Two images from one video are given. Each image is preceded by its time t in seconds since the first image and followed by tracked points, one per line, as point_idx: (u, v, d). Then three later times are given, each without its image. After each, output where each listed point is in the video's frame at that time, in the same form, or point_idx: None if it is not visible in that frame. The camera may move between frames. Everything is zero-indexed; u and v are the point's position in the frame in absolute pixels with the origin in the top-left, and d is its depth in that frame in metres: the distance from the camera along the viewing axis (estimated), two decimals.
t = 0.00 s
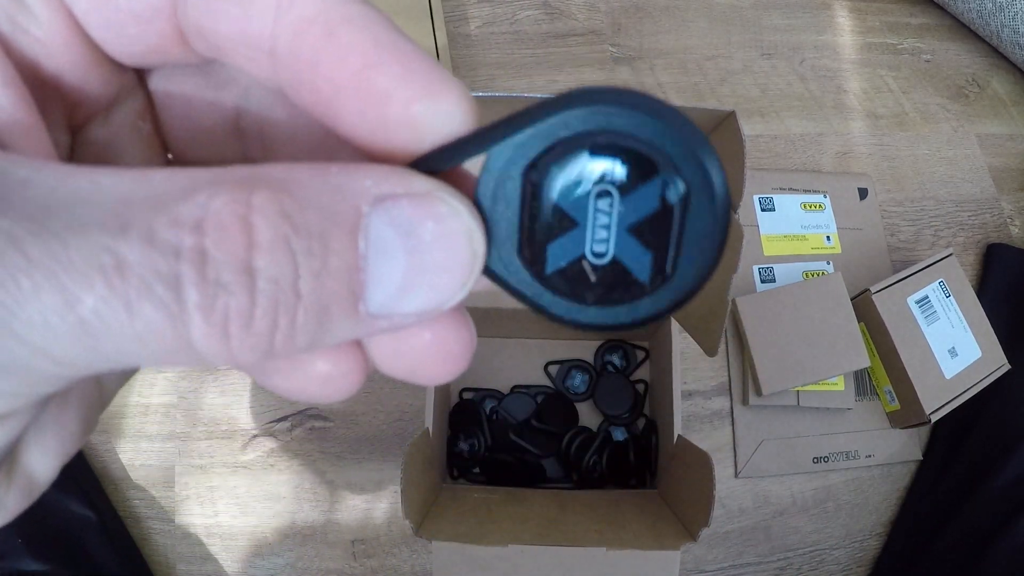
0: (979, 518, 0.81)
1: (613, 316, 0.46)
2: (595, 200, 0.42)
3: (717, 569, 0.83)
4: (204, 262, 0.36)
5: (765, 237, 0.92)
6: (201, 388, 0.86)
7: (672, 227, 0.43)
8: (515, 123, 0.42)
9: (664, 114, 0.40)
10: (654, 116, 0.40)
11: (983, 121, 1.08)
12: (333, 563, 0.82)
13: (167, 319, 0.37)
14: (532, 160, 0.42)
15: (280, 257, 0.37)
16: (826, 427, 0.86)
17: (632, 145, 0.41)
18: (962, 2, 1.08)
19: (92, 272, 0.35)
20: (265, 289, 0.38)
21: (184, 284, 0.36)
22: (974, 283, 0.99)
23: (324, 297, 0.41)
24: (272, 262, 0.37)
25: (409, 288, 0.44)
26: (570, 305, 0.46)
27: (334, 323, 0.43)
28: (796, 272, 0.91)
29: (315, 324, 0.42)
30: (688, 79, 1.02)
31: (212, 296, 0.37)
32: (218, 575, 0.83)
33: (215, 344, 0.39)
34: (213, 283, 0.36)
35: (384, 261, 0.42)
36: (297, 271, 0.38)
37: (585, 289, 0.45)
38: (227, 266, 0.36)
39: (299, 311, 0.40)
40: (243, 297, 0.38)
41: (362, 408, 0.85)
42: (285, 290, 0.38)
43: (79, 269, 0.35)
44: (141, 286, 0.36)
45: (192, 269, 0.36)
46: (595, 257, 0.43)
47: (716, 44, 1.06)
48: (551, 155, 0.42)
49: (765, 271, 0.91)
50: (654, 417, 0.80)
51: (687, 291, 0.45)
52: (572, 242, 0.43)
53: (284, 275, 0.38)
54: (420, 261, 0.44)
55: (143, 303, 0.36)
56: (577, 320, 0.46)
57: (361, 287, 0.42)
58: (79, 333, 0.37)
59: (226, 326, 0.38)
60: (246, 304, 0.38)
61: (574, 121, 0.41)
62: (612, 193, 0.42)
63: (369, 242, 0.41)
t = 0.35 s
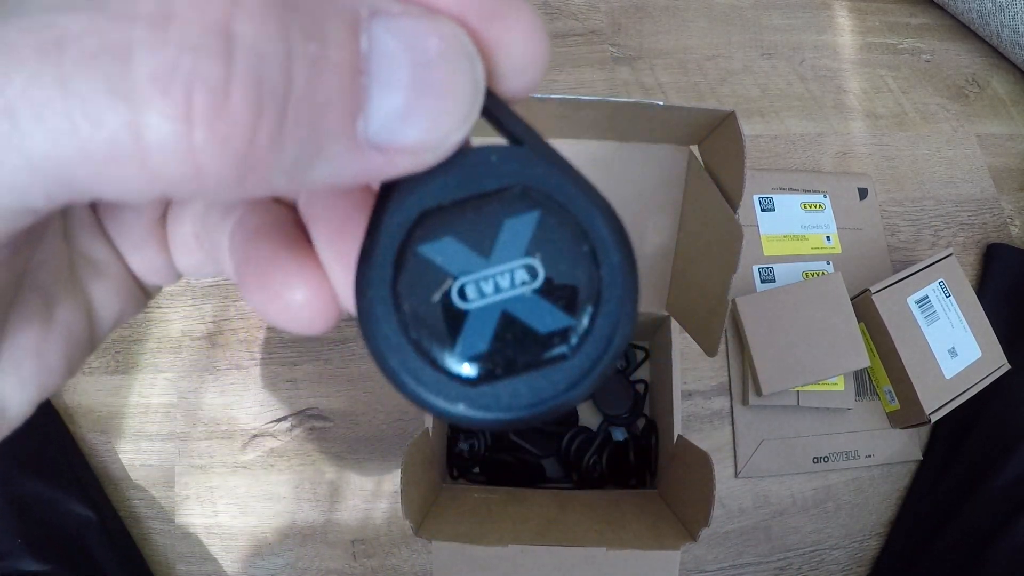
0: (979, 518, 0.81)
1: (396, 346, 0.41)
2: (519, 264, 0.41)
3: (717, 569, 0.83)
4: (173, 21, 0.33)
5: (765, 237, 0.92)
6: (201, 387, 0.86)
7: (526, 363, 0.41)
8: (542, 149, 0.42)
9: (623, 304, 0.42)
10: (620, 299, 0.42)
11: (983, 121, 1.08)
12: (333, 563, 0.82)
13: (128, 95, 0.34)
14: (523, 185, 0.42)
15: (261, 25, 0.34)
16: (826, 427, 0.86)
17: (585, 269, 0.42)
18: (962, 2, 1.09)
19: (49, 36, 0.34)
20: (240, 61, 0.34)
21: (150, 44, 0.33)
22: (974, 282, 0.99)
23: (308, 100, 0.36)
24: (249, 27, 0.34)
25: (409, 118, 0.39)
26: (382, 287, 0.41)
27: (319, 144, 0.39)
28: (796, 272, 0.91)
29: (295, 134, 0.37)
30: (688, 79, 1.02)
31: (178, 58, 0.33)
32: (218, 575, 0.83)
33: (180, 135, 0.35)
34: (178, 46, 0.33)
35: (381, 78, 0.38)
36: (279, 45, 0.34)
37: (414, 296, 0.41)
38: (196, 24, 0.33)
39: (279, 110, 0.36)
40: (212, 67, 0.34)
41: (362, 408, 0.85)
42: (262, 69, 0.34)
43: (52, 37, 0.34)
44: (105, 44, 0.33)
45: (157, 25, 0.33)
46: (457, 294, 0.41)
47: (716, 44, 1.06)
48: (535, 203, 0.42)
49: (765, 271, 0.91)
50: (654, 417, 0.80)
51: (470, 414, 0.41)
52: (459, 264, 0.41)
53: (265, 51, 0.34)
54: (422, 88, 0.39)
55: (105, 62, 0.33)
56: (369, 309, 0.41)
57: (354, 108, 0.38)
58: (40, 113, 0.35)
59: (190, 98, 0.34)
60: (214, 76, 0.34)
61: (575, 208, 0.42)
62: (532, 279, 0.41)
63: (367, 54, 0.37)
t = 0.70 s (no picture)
0: (979, 517, 0.81)
1: (428, 302, 0.40)
2: (562, 234, 0.41)
3: (717, 569, 0.83)
4: None
5: (764, 237, 0.92)
6: (202, 388, 0.86)
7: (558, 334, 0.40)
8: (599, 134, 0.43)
9: (649, 293, 0.42)
10: (647, 287, 0.42)
11: (983, 121, 1.08)
12: (332, 563, 0.82)
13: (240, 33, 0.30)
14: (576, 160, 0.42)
15: None
16: (826, 427, 0.86)
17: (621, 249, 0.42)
18: (962, 2, 1.09)
19: None
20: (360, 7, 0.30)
21: None
22: (974, 282, 0.99)
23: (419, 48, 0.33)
24: None
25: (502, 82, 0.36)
26: (419, 243, 0.40)
27: (419, 97, 0.36)
28: (796, 271, 0.91)
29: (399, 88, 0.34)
30: (688, 79, 1.02)
31: None
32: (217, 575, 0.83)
33: (290, 79, 0.31)
34: None
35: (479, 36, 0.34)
36: None
37: (453, 249, 0.40)
38: None
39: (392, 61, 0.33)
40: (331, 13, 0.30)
41: (362, 408, 0.85)
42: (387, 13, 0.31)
43: None
44: None
45: None
46: (501, 255, 0.40)
47: (716, 44, 1.06)
48: (586, 180, 0.42)
49: (765, 271, 0.91)
50: (654, 417, 0.80)
51: (499, 377, 0.40)
52: (504, 227, 0.40)
53: None
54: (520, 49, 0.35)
55: None
56: (403, 263, 0.40)
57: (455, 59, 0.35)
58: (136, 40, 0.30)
59: (306, 42, 0.30)
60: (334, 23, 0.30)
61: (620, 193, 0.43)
62: (573, 250, 0.41)
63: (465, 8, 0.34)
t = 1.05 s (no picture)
0: (978, 517, 0.81)
1: (456, 368, 0.40)
2: (597, 296, 0.40)
3: (717, 569, 0.83)
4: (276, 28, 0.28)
5: (764, 237, 0.92)
6: (202, 388, 0.86)
7: (588, 397, 0.41)
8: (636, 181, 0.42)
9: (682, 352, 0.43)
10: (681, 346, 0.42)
11: (983, 121, 1.08)
12: (333, 563, 0.82)
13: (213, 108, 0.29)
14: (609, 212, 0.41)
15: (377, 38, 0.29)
16: (825, 427, 0.86)
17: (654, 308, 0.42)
18: (963, 2, 1.08)
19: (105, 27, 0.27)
20: (350, 80, 0.29)
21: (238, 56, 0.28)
22: (974, 283, 0.99)
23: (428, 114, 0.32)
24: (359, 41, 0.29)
25: (535, 132, 0.34)
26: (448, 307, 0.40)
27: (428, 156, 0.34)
28: (796, 272, 0.91)
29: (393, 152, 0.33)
30: (688, 79, 1.02)
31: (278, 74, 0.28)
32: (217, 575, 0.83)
33: (269, 159, 0.32)
34: (275, 61, 0.28)
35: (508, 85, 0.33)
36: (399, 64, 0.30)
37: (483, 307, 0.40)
38: (297, 37, 0.28)
39: (389, 127, 0.32)
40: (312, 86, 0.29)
41: (362, 408, 0.85)
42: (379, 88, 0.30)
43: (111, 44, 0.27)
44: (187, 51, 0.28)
45: (249, 30, 0.28)
46: (531, 321, 0.39)
47: (716, 44, 1.06)
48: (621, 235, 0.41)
49: (765, 271, 0.91)
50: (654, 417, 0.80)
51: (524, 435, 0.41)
52: (537, 291, 0.39)
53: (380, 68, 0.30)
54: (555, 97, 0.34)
55: (187, 68, 0.28)
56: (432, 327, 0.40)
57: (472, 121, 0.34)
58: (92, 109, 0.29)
59: (288, 127, 0.30)
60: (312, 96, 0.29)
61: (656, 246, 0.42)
62: (608, 312, 0.40)
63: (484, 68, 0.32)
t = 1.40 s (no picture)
0: (979, 518, 0.81)
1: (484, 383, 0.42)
2: (620, 322, 0.40)
3: (717, 569, 0.83)
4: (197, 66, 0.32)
5: (764, 237, 0.92)
6: (202, 387, 0.86)
7: (604, 420, 0.42)
8: (679, 200, 0.39)
9: (713, 387, 0.42)
10: (713, 380, 0.42)
11: (983, 121, 1.08)
12: (333, 563, 0.82)
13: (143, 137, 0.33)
14: (630, 232, 0.40)
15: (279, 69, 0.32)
16: (826, 427, 0.86)
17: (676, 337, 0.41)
18: (963, 2, 1.08)
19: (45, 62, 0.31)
20: (259, 104, 0.33)
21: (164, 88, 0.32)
22: (974, 283, 0.98)
23: (347, 137, 0.33)
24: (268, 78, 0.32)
25: (483, 143, 0.33)
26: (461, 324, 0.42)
27: (357, 183, 0.35)
28: (796, 272, 0.92)
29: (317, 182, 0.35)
30: (688, 79, 1.03)
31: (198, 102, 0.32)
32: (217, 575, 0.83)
33: (192, 176, 0.34)
34: (193, 93, 0.32)
35: (444, 89, 0.31)
36: (306, 90, 0.32)
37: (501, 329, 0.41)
38: (212, 70, 0.32)
39: (304, 154, 0.34)
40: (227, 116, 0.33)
41: (362, 408, 0.85)
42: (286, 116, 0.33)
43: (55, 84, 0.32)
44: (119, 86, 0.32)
45: (169, 62, 0.32)
46: (542, 347, 0.41)
47: (716, 44, 1.06)
48: (647, 256, 0.40)
49: (765, 271, 0.91)
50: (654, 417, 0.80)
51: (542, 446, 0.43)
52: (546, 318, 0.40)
53: (284, 95, 0.32)
54: (513, 106, 0.32)
55: (117, 98, 0.32)
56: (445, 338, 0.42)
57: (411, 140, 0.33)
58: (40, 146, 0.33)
59: (207, 143, 0.33)
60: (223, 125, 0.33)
61: (692, 273, 0.41)
62: (626, 338, 0.41)
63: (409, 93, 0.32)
